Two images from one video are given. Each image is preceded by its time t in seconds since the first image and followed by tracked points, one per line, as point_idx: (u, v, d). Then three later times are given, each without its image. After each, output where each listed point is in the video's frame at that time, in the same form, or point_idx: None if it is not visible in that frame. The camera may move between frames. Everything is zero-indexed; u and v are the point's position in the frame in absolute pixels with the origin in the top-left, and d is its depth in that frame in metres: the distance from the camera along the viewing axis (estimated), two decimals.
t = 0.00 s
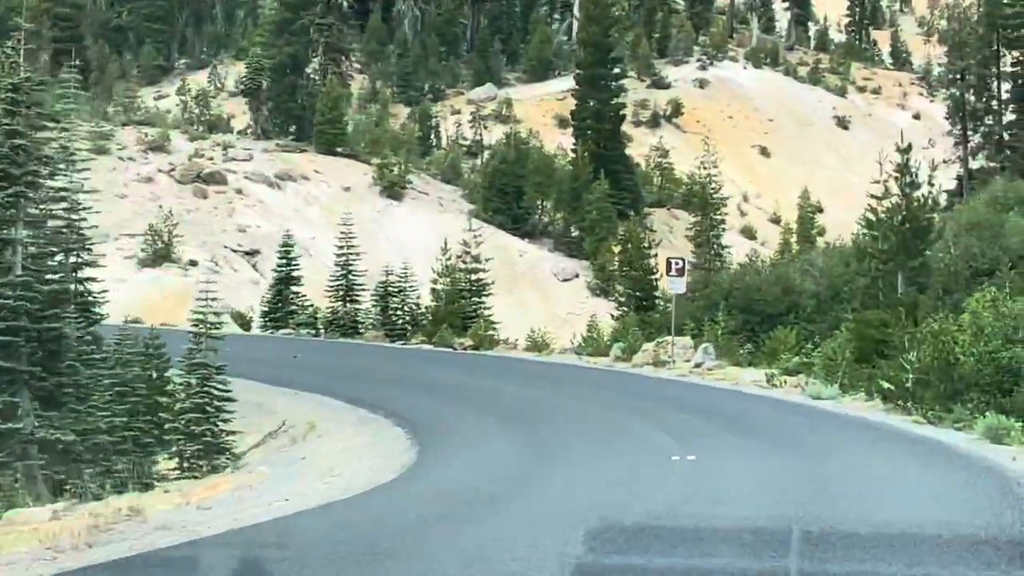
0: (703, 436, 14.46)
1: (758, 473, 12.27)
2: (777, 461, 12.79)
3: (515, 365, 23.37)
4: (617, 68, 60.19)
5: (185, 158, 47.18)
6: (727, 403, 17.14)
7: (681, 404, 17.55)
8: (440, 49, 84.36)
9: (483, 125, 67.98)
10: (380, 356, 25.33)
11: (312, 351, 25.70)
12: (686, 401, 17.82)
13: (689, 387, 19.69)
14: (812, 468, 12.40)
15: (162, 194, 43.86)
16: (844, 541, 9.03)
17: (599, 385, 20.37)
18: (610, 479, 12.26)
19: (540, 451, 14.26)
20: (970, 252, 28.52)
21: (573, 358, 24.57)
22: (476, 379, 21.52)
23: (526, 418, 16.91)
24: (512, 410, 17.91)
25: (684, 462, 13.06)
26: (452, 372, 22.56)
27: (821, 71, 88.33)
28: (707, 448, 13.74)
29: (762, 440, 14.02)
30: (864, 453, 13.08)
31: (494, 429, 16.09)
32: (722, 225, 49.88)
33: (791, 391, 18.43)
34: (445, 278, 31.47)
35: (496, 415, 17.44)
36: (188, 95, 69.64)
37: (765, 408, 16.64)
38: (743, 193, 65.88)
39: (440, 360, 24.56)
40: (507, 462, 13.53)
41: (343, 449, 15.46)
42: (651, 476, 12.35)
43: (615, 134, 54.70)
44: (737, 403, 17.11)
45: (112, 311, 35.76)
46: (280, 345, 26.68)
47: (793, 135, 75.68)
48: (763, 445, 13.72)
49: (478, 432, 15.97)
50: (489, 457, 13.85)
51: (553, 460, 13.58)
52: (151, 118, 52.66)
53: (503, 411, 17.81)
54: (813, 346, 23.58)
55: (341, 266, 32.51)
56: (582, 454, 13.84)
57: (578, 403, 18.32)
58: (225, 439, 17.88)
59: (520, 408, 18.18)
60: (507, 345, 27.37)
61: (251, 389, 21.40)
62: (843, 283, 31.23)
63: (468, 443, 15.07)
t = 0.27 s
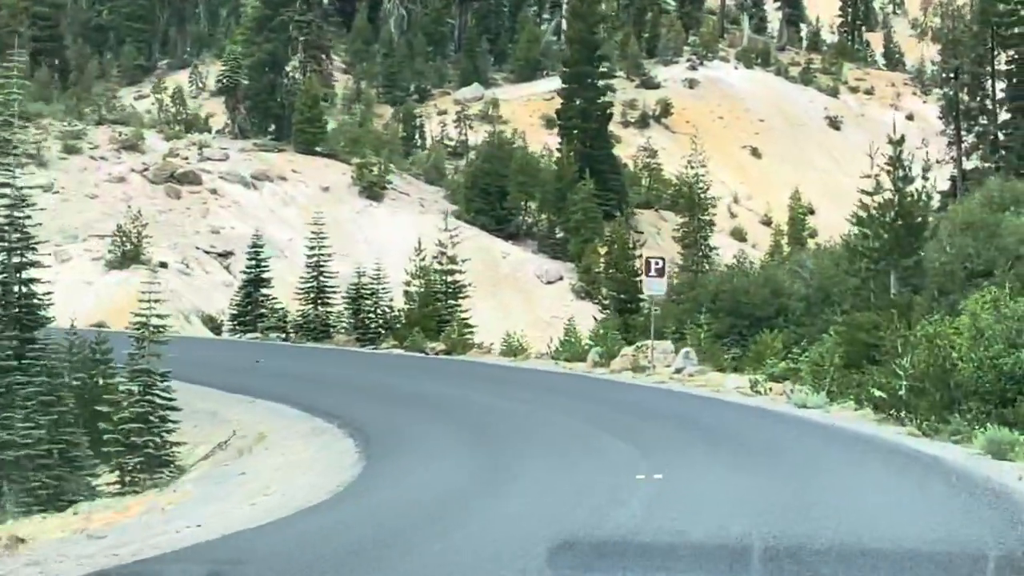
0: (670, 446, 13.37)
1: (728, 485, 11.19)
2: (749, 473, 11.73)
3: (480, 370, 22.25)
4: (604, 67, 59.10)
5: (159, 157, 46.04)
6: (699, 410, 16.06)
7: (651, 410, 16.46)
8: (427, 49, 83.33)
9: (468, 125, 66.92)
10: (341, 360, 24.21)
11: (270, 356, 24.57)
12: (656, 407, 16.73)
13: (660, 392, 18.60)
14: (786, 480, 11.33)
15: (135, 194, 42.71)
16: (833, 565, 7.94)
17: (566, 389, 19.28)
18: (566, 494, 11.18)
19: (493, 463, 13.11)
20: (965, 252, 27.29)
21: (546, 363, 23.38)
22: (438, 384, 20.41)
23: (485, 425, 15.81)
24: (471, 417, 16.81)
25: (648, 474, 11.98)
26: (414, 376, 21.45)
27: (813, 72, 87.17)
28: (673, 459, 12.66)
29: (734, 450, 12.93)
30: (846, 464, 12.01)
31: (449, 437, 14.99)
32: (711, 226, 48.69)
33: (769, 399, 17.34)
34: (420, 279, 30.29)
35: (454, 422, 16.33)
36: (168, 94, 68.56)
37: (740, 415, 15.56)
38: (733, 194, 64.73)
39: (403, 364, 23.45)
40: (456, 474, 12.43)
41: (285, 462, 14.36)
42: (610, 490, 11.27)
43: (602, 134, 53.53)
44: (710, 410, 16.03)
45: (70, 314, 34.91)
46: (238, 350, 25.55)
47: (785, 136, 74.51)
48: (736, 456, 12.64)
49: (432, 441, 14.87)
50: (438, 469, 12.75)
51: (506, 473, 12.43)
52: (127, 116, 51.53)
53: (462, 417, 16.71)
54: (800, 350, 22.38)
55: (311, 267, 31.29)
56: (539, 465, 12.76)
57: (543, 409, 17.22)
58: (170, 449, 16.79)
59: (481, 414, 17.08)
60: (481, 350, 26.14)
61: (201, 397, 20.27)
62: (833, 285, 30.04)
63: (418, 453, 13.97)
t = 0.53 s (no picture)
0: (650, 454, 12.26)
1: (710, 497, 10.08)
2: (733, 484, 10.63)
3: (460, 374, 21.14)
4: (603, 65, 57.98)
5: (145, 156, 44.94)
6: (684, 416, 14.95)
7: (633, 416, 15.35)
8: (426, 48, 82.22)
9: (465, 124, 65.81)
10: (317, 365, 23.11)
11: (243, 362, 23.50)
12: (640, 413, 15.62)
13: (646, 397, 17.48)
14: (773, 492, 10.22)
15: (120, 194, 41.51)
16: None
17: (546, 393, 18.17)
18: (528, 504, 10.08)
19: (459, 472, 11.97)
20: (973, 251, 26.10)
21: (531, 367, 22.21)
22: (413, 388, 19.30)
23: (455, 430, 14.71)
24: (442, 420, 15.70)
25: (622, 483, 10.88)
26: (389, 381, 20.34)
27: (817, 71, 85.97)
28: (651, 467, 11.56)
29: (719, 458, 11.82)
30: (841, 475, 10.89)
31: (414, 444, 13.90)
32: (711, 226, 47.53)
33: (762, 405, 16.22)
34: (405, 278, 29.14)
35: (422, 427, 15.23)
36: (160, 92, 67.49)
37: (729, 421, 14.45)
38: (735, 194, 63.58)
39: (381, 368, 22.34)
40: (411, 485, 11.33)
41: (236, 475, 13.27)
42: (579, 500, 10.16)
43: (600, 131, 52.39)
44: (697, 417, 14.91)
45: (41, 319, 33.66)
46: (211, 356, 24.48)
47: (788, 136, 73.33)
48: (720, 465, 11.53)
49: (395, 448, 13.77)
50: (393, 480, 11.65)
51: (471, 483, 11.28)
52: (114, 114, 50.46)
53: (432, 422, 15.60)
54: (801, 352, 21.22)
55: (294, 267, 30.10)
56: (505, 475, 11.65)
57: (519, 413, 16.12)
58: (122, 463, 15.70)
59: (453, 417, 15.97)
60: (467, 353, 24.96)
61: (163, 407, 19.19)
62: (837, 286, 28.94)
63: (378, 462, 12.88)
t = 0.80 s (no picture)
0: (633, 469, 11.02)
1: (695, 518, 8.84)
2: (732, 500, 9.46)
3: (447, 376, 19.90)
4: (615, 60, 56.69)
5: (143, 150, 43.80)
6: (679, 425, 13.70)
7: (623, 423, 14.11)
8: (435, 45, 80.96)
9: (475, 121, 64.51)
10: (300, 369, 21.92)
11: (224, 367, 22.33)
12: (631, 420, 14.37)
13: (640, 403, 16.24)
14: (767, 515, 8.97)
15: (116, 189, 40.36)
16: None
17: (534, 398, 16.93)
18: (488, 524, 8.84)
19: (426, 488, 10.79)
20: (996, 249, 24.90)
21: (526, 369, 20.97)
22: (394, 392, 18.08)
23: (427, 440, 13.48)
24: (417, 429, 14.47)
25: (599, 501, 9.63)
26: (372, 384, 19.12)
27: (833, 68, 84.71)
28: (635, 483, 10.32)
29: (710, 473, 10.57)
30: (844, 493, 9.64)
31: (380, 456, 12.68)
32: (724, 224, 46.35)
33: (765, 411, 14.98)
34: (403, 276, 27.97)
35: (393, 436, 14.00)
36: (164, 89, 66.43)
37: (725, 431, 13.20)
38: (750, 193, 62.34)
39: (366, 372, 21.13)
40: (363, 503, 10.11)
41: (184, 492, 12.06)
42: (547, 519, 8.92)
43: (610, 128, 51.21)
44: (693, 424, 13.66)
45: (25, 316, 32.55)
46: (192, 360, 23.31)
47: (804, 134, 71.95)
48: (710, 480, 10.29)
49: (360, 461, 12.55)
50: (346, 496, 10.43)
51: (439, 500, 10.10)
52: (113, 109, 49.38)
53: (405, 429, 14.38)
54: (815, 353, 20.01)
55: (287, 264, 29.02)
56: (471, 491, 10.42)
57: (502, 418, 14.89)
58: (77, 474, 14.46)
59: (429, 425, 14.75)
60: (463, 355, 23.71)
61: (129, 421, 17.99)
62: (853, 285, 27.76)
63: (340, 477, 11.66)
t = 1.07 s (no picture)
0: (628, 483, 9.85)
1: (688, 542, 7.68)
2: (733, 520, 8.35)
3: (449, 377, 18.74)
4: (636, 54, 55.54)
5: (151, 144, 42.77)
6: (688, 433, 12.51)
7: (625, 431, 12.94)
8: (455, 39, 79.86)
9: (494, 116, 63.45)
10: (296, 369, 20.81)
11: (218, 367, 21.24)
12: (637, 426, 13.19)
13: (650, 406, 15.07)
14: (771, 535, 7.86)
15: (121, 183, 39.34)
16: None
17: (535, 401, 15.76)
18: (452, 554, 7.71)
19: (396, 507, 9.71)
20: None
21: (531, 370, 19.82)
22: (386, 396, 16.92)
23: (411, 451, 12.33)
24: (403, 437, 13.32)
25: (584, 522, 8.48)
26: (368, 387, 17.99)
27: (861, 63, 83.39)
28: (627, 500, 9.16)
29: (711, 492, 9.40)
30: (861, 513, 8.45)
31: (354, 468, 11.54)
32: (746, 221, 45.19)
33: (783, 416, 13.78)
34: (408, 273, 26.88)
35: (376, 445, 12.87)
36: (179, 84, 65.53)
37: (736, 439, 12.01)
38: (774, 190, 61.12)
39: (365, 372, 20.00)
40: (319, 523, 9.00)
41: (138, 506, 10.97)
42: (519, 546, 7.75)
43: (631, 122, 50.09)
44: (702, 433, 12.48)
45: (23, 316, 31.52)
46: (184, 360, 22.25)
47: (830, 130, 70.66)
48: (711, 498, 9.11)
49: (332, 473, 11.42)
50: (303, 516, 9.32)
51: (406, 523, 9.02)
52: (123, 102, 48.45)
53: (389, 439, 13.25)
54: (839, 353, 18.83)
55: (288, 259, 27.91)
56: (444, 511, 9.30)
57: (496, 425, 13.72)
58: (38, 484, 12.93)
59: (416, 433, 13.58)
60: (467, 354, 22.56)
61: (104, 425, 16.90)
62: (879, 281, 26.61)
63: (305, 492, 10.57)
